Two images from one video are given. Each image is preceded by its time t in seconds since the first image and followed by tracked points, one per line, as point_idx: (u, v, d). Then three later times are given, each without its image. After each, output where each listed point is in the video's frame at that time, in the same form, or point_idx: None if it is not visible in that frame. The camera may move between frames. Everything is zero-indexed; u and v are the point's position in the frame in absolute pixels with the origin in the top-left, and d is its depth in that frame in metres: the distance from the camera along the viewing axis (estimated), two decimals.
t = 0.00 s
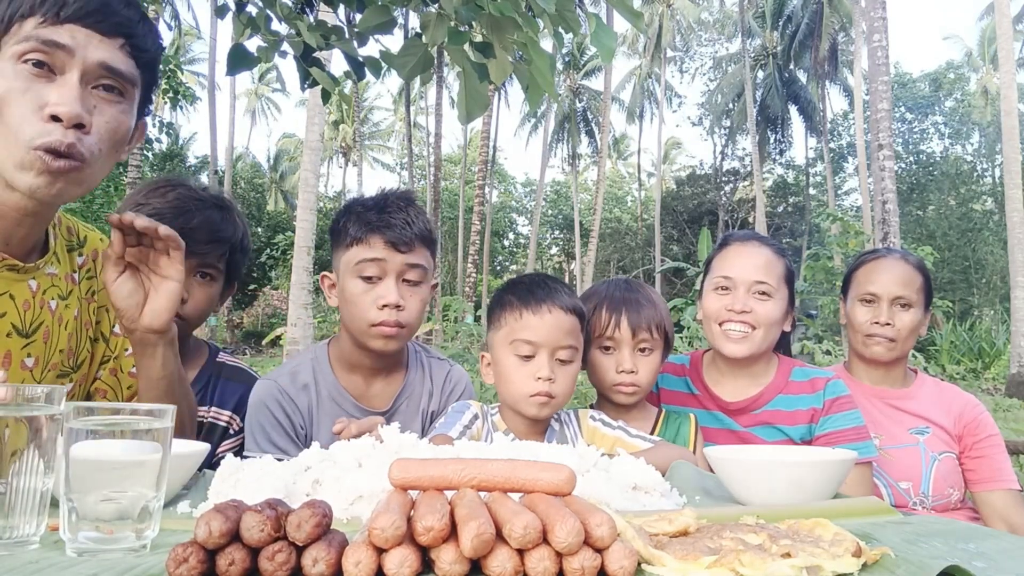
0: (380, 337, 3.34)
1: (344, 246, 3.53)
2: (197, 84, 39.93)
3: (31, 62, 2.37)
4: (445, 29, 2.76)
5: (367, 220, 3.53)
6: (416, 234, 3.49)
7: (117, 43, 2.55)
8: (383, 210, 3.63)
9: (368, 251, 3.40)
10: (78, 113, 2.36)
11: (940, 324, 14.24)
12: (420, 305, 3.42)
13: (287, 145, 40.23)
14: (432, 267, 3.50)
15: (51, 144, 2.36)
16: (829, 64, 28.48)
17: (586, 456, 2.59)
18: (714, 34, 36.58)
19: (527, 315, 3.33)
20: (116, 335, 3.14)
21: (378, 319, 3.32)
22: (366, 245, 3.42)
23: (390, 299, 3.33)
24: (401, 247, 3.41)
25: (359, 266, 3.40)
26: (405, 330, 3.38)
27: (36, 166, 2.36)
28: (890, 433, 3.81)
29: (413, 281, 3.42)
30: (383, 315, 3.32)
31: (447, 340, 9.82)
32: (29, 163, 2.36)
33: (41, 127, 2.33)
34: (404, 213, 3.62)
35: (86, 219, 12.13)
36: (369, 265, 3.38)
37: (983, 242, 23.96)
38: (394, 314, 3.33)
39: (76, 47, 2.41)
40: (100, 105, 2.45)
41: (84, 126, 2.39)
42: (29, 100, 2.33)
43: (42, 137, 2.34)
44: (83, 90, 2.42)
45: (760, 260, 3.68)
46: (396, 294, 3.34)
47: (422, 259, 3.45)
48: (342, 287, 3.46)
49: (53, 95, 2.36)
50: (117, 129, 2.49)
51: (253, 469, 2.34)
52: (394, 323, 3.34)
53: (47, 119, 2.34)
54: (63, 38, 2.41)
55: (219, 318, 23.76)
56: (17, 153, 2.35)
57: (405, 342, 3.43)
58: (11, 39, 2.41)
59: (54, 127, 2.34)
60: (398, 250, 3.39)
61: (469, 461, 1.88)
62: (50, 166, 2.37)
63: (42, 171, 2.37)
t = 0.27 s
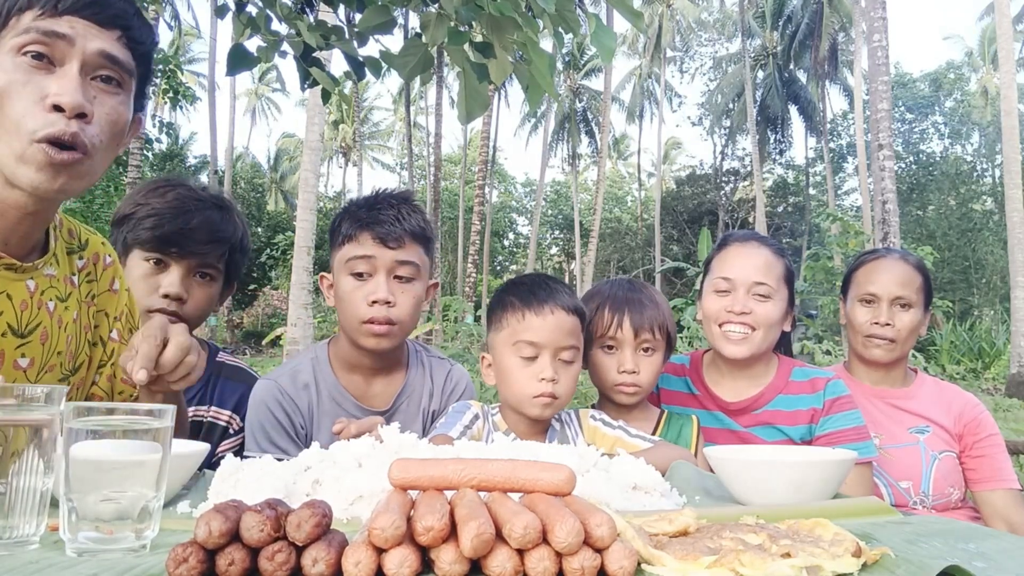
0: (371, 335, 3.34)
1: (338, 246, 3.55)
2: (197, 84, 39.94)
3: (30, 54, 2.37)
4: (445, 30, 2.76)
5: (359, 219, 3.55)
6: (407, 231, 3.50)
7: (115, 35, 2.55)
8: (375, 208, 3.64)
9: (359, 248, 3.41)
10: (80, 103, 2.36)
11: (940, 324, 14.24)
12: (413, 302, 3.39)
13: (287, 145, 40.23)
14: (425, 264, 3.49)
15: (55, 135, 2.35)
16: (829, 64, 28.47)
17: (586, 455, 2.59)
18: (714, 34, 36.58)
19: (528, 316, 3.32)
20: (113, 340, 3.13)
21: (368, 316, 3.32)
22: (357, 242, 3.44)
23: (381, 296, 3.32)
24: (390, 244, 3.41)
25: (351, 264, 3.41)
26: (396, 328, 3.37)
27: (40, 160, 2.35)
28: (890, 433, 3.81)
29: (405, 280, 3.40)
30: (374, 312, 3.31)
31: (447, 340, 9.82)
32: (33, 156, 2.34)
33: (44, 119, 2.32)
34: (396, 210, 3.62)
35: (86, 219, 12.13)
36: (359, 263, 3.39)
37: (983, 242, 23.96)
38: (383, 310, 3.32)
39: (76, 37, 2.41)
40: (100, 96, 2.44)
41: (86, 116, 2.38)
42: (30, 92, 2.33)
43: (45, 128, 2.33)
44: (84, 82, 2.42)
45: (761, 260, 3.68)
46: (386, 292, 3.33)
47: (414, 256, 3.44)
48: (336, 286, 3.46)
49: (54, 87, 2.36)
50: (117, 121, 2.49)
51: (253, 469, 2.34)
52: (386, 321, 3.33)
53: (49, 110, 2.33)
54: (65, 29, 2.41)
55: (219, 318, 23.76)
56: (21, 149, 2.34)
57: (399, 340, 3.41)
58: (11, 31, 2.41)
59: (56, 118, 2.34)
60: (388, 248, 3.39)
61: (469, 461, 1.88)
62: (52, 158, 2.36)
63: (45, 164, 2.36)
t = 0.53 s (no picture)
0: (369, 333, 3.33)
1: (335, 246, 3.55)
2: (197, 84, 39.97)
3: (27, 47, 2.36)
4: (445, 30, 2.76)
5: (355, 219, 3.57)
6: (404, 230, 3.50)
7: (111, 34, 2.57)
8: (369, 207, 3.64)
9: (356, 248, 3.41)
10: (73, 94, 2.35)
11: (939, 324, 14.25)
12: (413, 300, 3.40)
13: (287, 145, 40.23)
14: (422, 262, 3.49)
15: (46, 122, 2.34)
16: (829, 64, 28.46)
17: (586, 455, 2.59)
18: (715, 34, 36.58)
19: (529, 315, 3.32)
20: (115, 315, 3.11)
21: (366, 314, 3.32)
22: (355, 242, 3.44)
23: (379, 295, 3.32)
24: (386, 243, 3.41)
25: (348, 264, 3.41)
26: (396, 326, 3.36)
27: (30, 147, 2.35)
28: (890, 432, 3.81)
29: (403, 278, 3.40)
30: (372, 310, 3.31)
31: (447, 340, 9.81)
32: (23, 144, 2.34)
33: (35, 105, 2.32)
34: (390, 209, 3.62)
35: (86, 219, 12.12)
36: (356, 263, 3.39)
37: (983, 241, 23.96)
38: (382, 310, 3.33)
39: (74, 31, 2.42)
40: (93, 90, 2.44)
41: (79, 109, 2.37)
42: (22, 82, 2.33)
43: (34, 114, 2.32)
44: (78, 76, 2.42)
45: (761, 258, 3.68)
46: (384, 290, 3.34)
47: (411, 255, 3.44)
48: (334, 285, 3.47)
49: (47, 78, 2.36)
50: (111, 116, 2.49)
51: (253, 469, 2.34)
52: (384, 319, 3.33)
53: (40, 99, 2.33)
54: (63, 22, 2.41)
55: (219, 318, 23.76)
56: (9, 133, 2.34)
57: (400, 337, 3.41)
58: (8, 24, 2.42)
59: (47, 105, 2.33)
60: (384, 247, 3.39)
61: (470, 461, 1.87)
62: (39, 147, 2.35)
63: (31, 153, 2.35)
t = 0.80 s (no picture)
0: (368, 333, 3.34)
1: (330, 247, 3.55)
2: (198, 85, 39.96)
3: None
4: (445, 30, 2.76)
5: (350, 219, 3.56)
6: (399, 228, 3.50)
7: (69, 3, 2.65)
8: (363, 207, 3.64)
9: (352, 249, 3.41)
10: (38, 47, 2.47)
11: (940, 324, 14.25)
12: (410, 300, 3.40)
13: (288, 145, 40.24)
14: (418, 261, 3.49)
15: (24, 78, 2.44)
16: (829, 64, 28.45)
17: (586, 455, 2.59)
18: (715, 34, 36.59)
19: (529, 315, 3.32)
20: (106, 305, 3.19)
21: (365, 314, 3.32)
22: (350, 243, 3.43)
23: (376, 296, 3.33)
24: (381, 242, 3.40)
25: (344, 265, 3.41)
26: (396, 326, 3.36)
27: None
28: (891, 432, 3.81)
29: (400, 277, 3.40)
30: (370, 311, 3.31)
31: (447, 340, 9.81)
32: None
33: None
34: (384, 208, 3.61)
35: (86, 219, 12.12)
36: (353, 264, 3.39)
37: (983, 241, 23.97)
38: (382, 310, 3.32)
39: None
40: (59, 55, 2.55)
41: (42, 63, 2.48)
42: None
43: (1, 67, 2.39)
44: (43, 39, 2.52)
45: (760, 260, 3.68)
46: (381, 290, 3.34)
47: (407, 254, 3.43)
48: (332, 287, 3.46)
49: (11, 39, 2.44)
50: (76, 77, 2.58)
51: (253, 469, 2.34)
52: (383, 319, 3.33)
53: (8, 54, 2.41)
54: None
55: (219, 318, 23.75)
56: None
57: (399, 337, 3.40)
58: None
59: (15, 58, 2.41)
60: (380, 246, 3.39)
61: (469, 461, 1.88)
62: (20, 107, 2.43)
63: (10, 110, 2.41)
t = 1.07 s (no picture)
0: (367, 333, 3.34)
1: (326, 247, 3.55)
2: (198, 85, 39.96)
3: (23, 54, 2.41)
4: (445, 30, 2.76)
5: (345, 219, 3.55)
6: (395, 228, 3.49)
7: (114, 43, 2.54)
8: (358, 207, 3.63)
9: (348, 249, 3.40)
10: (62, 106, 2.41)
11: (940, 324, 14.26)
12: (408, 299, 3.40)
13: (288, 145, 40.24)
14: (415, 259, 3.49)
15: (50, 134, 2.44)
16: (829, 64, 28.43)
17: (586, 455, 2.59)
18: (715, 34, 36.59)
19: (526, 315, 3.32)
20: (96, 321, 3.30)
21: (364, 315, 3.32)
22: (347, 243, 3.43)
23: (374, 295, 3.32)
24: (377, 241, 3.40)
25: (340, 265, 3.41)
26: (394, 325, 3.36)
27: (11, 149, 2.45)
28: (890, 432, 3.81)
29: (397, 276, 3.40)
30: (368, 311, 3.31)
31: (447, 340, 9.81)
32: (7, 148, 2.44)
33: (22, 114, 2.39)
34: (380, 207, 3.61)
35: (86, 220, 12.11)
36: (349, 264, 3.39)
37: (984, 242, 23.98)
38: (380, 310, 3.32)
39: (68, 45, 2.43)
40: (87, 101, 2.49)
41: (66, 119, 2.43)
42: (15, 90, 2.39)
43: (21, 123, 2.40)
44: (74, 87, 2.46)
45: (758, 261, 3.68)
46: (379, 290, 3.34)
47: (403, 253, 3.43)
48: (329, 287, 3.46)
49: (40, 88, 2.40)
50: (104, 125, 2.54)
51: (253, 469, 2.34)
52: (381, 318, 3.33)
53: (30, 108, 2.39)
54: (57, 35, 2.43)
55: (219, 318, 23.75)
56: None
57: (398, 337, 3.41)
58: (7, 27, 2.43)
59: (35, 115, 2.39)
60: (376, 246, 3.39)
61: (469, 461, 1.88)
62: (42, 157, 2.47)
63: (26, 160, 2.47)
